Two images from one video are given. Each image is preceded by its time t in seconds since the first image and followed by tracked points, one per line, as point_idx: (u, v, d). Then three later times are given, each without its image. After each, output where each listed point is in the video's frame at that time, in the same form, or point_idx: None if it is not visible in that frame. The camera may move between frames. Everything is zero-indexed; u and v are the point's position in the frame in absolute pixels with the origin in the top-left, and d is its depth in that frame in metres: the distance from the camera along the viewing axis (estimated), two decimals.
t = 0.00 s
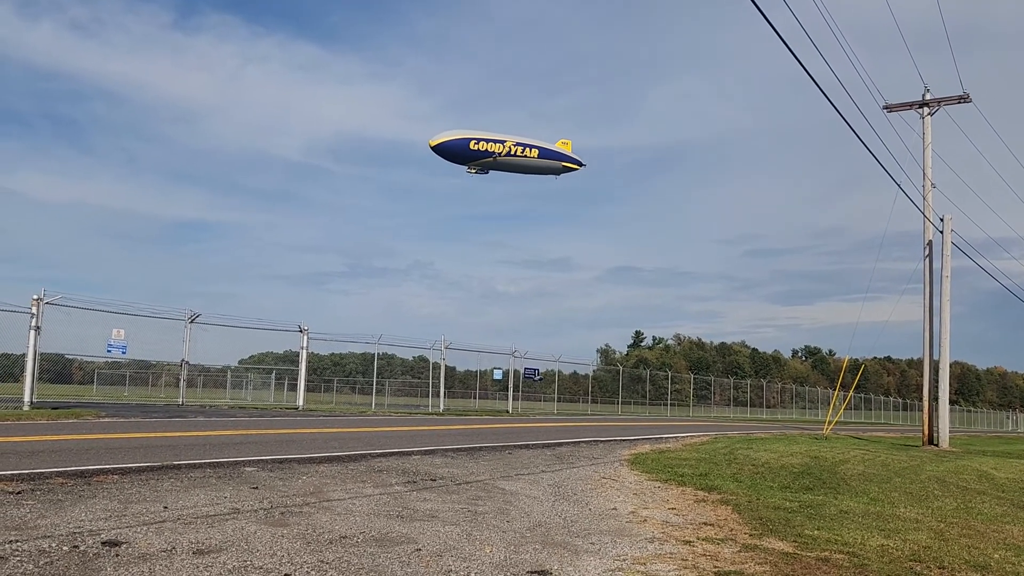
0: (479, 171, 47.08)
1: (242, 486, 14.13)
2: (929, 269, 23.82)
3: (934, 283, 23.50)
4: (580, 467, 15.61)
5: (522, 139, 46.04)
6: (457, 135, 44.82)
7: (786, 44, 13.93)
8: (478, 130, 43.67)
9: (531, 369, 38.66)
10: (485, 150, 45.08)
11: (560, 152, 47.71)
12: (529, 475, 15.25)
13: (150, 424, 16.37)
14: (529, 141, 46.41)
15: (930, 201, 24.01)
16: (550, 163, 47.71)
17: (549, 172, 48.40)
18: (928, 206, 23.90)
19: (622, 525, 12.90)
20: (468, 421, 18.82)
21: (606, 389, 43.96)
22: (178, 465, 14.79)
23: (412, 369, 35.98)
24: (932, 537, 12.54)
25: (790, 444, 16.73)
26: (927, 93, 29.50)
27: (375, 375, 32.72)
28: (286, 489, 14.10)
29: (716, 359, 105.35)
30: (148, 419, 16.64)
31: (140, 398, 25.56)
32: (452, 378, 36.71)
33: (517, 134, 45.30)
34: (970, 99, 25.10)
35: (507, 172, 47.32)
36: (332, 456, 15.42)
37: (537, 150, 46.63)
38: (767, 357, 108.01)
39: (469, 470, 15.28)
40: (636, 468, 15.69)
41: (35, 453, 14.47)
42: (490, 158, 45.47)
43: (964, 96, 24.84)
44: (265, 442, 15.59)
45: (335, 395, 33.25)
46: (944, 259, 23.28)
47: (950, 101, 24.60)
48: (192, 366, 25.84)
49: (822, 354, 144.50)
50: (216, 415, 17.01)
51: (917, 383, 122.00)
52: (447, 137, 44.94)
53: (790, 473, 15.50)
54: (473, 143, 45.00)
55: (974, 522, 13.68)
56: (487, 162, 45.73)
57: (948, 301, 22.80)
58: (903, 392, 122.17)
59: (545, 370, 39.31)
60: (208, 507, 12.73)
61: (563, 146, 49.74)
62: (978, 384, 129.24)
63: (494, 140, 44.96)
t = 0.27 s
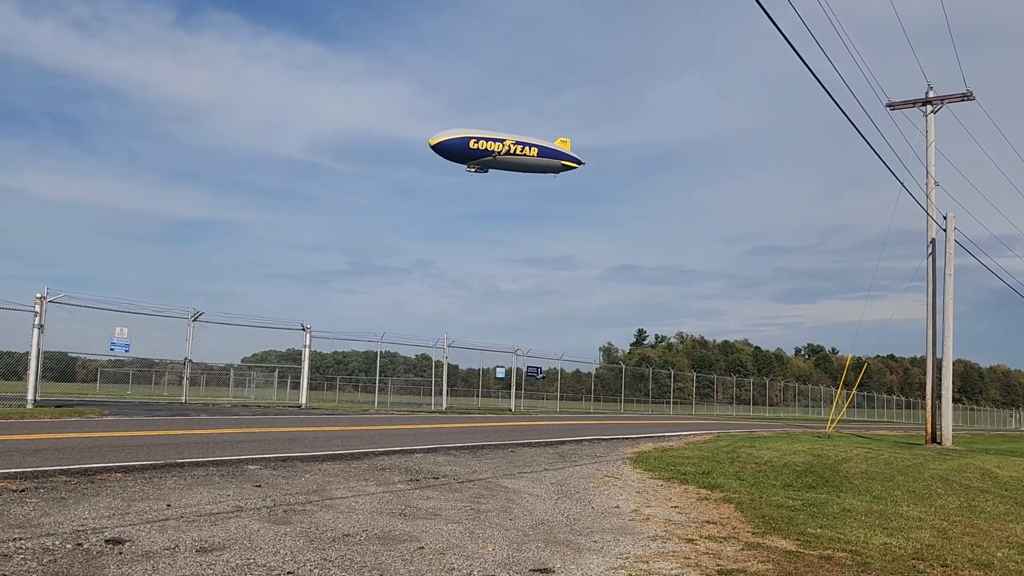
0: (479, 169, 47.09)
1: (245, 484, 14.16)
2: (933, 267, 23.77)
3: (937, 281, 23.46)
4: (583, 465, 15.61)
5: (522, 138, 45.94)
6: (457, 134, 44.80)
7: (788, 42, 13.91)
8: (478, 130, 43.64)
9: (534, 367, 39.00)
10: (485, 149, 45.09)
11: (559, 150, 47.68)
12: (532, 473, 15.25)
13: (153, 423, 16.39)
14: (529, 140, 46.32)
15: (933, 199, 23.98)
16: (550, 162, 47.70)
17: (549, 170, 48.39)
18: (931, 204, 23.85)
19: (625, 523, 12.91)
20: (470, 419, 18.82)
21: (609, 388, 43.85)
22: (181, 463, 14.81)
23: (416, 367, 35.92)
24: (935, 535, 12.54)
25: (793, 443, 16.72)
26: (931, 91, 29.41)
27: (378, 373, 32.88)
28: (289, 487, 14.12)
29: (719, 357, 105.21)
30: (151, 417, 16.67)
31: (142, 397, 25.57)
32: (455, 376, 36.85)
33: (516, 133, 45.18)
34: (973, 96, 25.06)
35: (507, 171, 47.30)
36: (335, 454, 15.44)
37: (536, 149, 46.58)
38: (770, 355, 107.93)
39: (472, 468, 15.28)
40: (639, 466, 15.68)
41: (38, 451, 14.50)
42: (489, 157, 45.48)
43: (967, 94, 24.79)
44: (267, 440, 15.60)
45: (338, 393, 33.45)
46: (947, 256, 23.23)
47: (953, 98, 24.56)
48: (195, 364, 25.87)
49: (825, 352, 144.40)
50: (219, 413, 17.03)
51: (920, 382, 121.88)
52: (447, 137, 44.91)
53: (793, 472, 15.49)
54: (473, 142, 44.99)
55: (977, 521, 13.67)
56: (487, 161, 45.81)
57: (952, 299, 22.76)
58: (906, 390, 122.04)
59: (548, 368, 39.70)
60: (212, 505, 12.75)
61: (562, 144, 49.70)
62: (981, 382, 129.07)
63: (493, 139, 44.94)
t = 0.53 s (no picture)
0: (477, 168, 47.12)
1: (247, 483, 14.18)
2: (934, 266, 23.79)
3: (938, 280, 23.47)
4: (585, 464, 15.61)
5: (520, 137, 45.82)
6: (455, 134, 44.78)
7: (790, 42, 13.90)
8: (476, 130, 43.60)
9: (535, 365, 38.74)
10: (484, 149, 45.10)
11: (557, 148, 47.66)
12: (533, 472, 15.26)
13: (155, 421, 16.39)
14: (528, 139, 46.21)
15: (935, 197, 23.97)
16: (549, 160, 47.69)
17: (547, 168, 48.38)
18: (933, 202, 23.86)
19: (626, 521, 12.92)
20: (472, 418, 18.84)
21: (610, 386, 43.80)
22: (183, 462, 14.83)
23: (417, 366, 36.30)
24: (937, 534, 12.54)
25: (794, 441, 16.72)
26: (932, 90, 29.40)
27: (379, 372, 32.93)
28: (290, 486, 14.14)
29: (720, 356, 105.07)
30: (153, 415, 16.68)
31: (144, 395, 25.64)
32: (456, 374, 37.06)
33: (515, 132, 45.04)
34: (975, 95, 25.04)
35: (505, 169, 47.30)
36: (337, 453, 15.44)
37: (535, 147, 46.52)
38: (772, 353, 107.92)
39: (474, 467, 15.29)
40: (641, 465, 15.68)
41: (40, 450, 14.52)
42: (488, 156, 45.50)
43: (969, 92, 24.77)
44: (269, 439, 15.60)
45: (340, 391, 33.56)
46: (949, 255, 23.23)
47: (955, 97, 24.54)
48: (196, 362, 25.89)
49: (826, 351, 144.36)
50: (221, 412, 17.04)
51: (921, 380, 121.82)
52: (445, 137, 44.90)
53: (794, 470, 15.49)
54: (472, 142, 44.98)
55: (979, 519, 13.66)
56: (486, 160, 45.85)
57: (953, 298, 22.78)
58: (908, 388, 121.96)
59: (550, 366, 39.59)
60: (213, 503, 12.77)
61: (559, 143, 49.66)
62: (983, 380, 129.02)
63: (492, 138, 44.92)
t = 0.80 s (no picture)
0: (474, 167, 47.13)
1: (247, 482, 14.18)
2: (934, 265, 23.80)
3: (938, 279, 23.47)
4: (585, 463, 15.61)
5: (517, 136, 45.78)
6: (452, 133, 44.71)
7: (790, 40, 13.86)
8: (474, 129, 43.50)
9: (535, 364, 38.75)
10: (481, 149, 45.07)
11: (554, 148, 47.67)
12: (533, 470, 15.26)
13: (155, 420, 16.37)
14: (525, 138, 46.26)
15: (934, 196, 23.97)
16: (546, 159, 47.73)
17: (544, 168, 48.40)
18: (932, 201, 23.86)
19: (626, 520, 12.92)
20: (471, 416, 18.86)
21: (610, 385, 43.78)
22: (182, 461, 14.84)
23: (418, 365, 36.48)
24: (936, 532, 12.53)
25: (795, 440, 16.71)
26: (933, 88, 29.36)
27: (379, 371, 32.97)
28: (291, 484, 14.15)
29: (721, 355, 105.00)
30: (153, 415, 16.66)
31: (145, 394, 25.60)
32: (457, 374, 37.17)
33: (512, 131, 45.01)
34: (975, 93, 25.06)
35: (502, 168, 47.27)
36: (337, 452, 15.43)
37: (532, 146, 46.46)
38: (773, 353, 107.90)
39: (474, 466, 15.28)
40: (640, 464, 15.67)
41: (41, 449, 14.50)
42: (485, 156, 45.47)
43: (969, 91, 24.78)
44: (268, 438, 15.58)
45: (340, 391, 33.68)
46: (948, 254, 23.23)
47: (955, 96, 24.53)
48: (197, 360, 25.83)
49: (827, 350, 144.41)
50: (221, 411, 17.03)
51: (922, 379, 121.83)
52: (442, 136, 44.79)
53: (795, 469, 15.49)
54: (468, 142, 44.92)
55: (979, 518, 13.66)
56: (483, 159, 45.82)
57: (952, 296, 22.78)
58: (908, 388, 121.94)
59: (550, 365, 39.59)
60: (213, 502, 12.76)
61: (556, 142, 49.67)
62: (983, 379, 129.07)
63: (489, 138, 44.86)
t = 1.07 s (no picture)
0: (470, 167, 47.10)
1: (246, 482, 14.17)
2: (933, 264, 23.80)
3: (937, 278, 23.46)
4: (585, 462, 15.60)
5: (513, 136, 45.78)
6: (449, 133, 44.61)
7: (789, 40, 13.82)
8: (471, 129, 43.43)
9: (535, 364, 38.82)
10: (477, 149, 45.01)
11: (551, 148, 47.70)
12: (533, 470, 15.25)
13: (154, 419, 16.35)
14: (521, 138, 46.31)
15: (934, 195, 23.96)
16: (542, 160, 47.76)
17: (540, 168, 48.43)
18: (932, 200, 23.86)
19: (625, 520, 12.92)
20: (470, 416, 18.87)
21: (610, 384, 43.78)
22: (181, 461, 14.84)
23: (417, 365, 36.19)
24: (936, 532, 12.53)
25: (793, 439, 16.71)
26: (933, 87, 29.28)
27: (377, 372, 32.28)
28: (290, 484, 14.14)
29: (720, 355, 105.01)
30: (152, 414, 16.64)
31: (145, 394, 25.59)
32: (456, 373, 36.97)
33: (509, 131, 45.02)
34: (974, 93, 25.08)
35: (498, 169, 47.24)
36: (336, 451, 15.42)
37: (528, 147, 46.48)
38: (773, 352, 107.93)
39: (473, 465, 15.27)
40: (640, 463, 15.67)
41: (40, 449, 14.50)
42: (481, 156, 45.42)
43: (968, 90, 24.78)
44: (268, 438, 15.56)
45: (339, 390, 34.17)
46: (947, 253, 23.22)
47: (954, 95, 24.53)
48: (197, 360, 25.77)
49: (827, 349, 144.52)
50: (220, 410, 17.02)
51: (922, 378, 121.94)
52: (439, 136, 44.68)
53: (794, 469, 15.49)
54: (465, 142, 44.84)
55: (978, 517, 13.66)
56: (479, 159, 45.78)
57: (952, 296, 22.78)
58: (908, 387, 122.05)
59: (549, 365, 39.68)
60: (212, 502, 12.76)
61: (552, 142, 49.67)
62: (983, 378, 129.20)
63: (485, 138, 44.80)
